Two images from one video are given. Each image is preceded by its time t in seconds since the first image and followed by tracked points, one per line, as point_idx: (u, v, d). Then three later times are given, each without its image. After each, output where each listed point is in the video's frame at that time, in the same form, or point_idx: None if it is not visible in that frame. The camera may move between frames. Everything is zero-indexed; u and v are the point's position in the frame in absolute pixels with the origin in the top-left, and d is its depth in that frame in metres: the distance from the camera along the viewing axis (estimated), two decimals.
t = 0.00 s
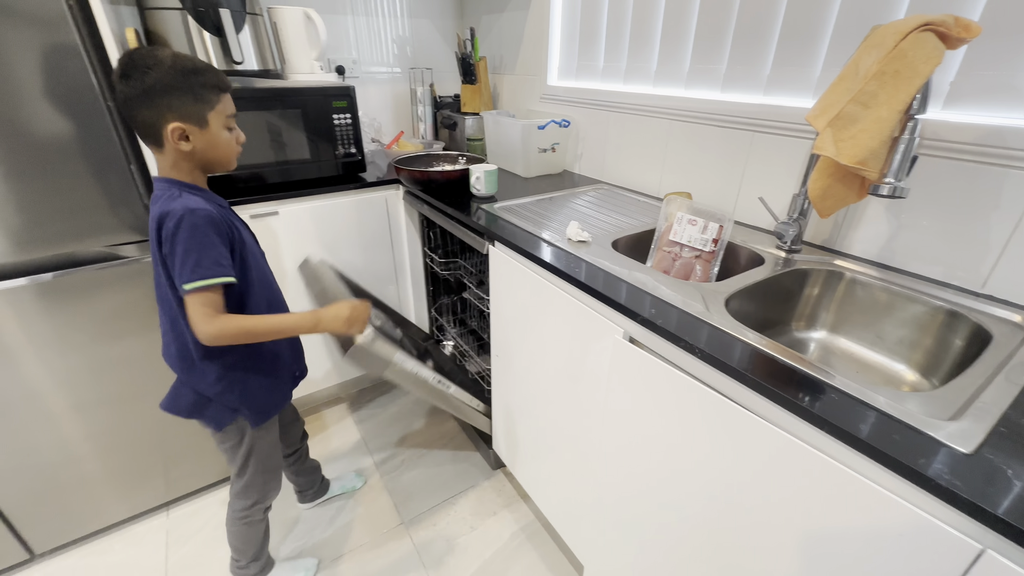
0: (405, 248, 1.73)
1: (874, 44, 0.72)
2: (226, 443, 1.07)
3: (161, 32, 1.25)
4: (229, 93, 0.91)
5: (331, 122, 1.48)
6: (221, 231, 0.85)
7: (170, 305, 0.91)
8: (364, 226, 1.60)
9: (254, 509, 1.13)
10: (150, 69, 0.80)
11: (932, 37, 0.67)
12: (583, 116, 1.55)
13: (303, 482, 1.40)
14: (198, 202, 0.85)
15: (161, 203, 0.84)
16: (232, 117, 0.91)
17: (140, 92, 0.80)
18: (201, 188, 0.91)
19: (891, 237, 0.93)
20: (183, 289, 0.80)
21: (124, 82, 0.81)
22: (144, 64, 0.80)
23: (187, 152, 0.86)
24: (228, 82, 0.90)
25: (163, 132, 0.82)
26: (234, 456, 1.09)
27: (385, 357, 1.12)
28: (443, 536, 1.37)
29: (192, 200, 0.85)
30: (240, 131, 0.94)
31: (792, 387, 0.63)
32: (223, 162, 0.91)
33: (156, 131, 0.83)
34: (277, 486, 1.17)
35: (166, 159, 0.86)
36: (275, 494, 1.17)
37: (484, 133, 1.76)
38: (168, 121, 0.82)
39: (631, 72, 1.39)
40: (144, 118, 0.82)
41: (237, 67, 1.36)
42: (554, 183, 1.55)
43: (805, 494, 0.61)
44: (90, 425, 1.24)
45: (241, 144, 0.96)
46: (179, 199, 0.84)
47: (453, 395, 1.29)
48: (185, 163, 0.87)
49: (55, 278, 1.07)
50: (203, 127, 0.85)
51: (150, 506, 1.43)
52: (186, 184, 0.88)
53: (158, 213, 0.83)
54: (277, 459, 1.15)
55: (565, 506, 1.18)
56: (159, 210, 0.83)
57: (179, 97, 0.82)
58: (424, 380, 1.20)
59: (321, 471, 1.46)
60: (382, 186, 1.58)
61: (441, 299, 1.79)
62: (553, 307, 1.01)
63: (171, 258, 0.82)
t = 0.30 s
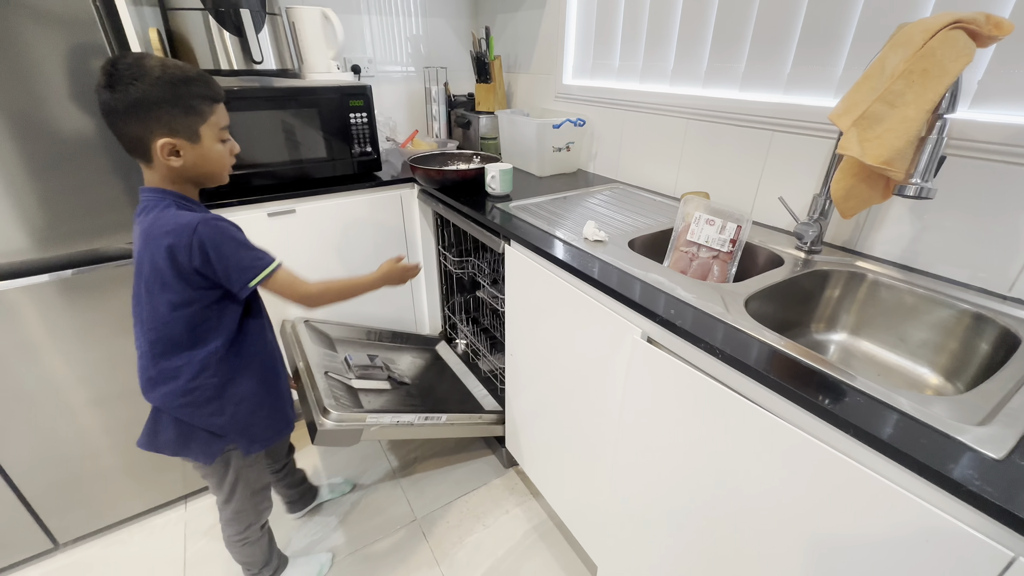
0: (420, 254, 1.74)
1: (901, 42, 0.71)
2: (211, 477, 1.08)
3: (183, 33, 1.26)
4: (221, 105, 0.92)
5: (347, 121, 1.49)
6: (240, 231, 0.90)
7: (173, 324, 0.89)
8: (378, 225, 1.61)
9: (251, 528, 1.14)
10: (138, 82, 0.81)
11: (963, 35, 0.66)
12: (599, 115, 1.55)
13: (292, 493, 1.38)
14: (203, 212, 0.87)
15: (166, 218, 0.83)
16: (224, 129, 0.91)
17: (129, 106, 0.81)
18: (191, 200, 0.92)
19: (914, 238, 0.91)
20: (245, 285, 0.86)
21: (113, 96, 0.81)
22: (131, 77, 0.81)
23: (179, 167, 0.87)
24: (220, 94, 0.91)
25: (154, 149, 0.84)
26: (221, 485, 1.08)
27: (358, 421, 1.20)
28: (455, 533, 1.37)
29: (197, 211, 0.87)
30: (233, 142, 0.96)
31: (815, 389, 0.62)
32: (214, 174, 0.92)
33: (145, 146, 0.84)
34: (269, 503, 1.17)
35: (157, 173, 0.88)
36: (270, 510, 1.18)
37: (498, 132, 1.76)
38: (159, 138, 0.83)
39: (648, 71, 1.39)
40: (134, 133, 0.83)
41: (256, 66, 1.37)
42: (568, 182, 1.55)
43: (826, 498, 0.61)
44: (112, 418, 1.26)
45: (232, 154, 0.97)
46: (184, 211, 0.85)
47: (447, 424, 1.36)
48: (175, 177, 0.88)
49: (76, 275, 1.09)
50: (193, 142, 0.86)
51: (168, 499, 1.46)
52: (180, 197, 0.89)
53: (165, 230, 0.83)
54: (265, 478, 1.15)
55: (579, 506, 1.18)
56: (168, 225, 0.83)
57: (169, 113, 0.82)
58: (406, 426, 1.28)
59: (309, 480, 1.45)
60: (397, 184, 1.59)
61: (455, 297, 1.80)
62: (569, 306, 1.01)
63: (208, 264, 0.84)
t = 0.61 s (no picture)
0: (430, 251, 1.75)
1: (922, 38, 0.70)
2: (231, 464, 1.09)
3: (197, 31, 1.28)
4: (224, 98, 0.93)
5: (358, 118, 1.49)
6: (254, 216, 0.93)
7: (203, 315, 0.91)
8: (389, 222, 1.61)
9: (268, 516, 1.15)
10: (140, 74, 0.81)
11: (986, 29, 0.65)
12: (610, 112, 1.54)
13: (296, 491, 1.39)
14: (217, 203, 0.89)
15: (186, 212, 0.85)
16: (226, 122, 0.92)
17: (130, 98, 0.82)
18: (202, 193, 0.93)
19: (932, 238, 0.90)
20: (272, 265, 0.90)
21: (115, 88, 0.82)
22: (133, 69, 0.82)
23: (181, 160, 0.88)
24: (223, 88, 0.91)
25: (156, 141, 0.84)
26: (241, 472, 1.10)
27: (369, 417, 1.21)
28: (464, 529, 1.38)
29: (212, 203, 0.88)
30: (236, 136, 0.96)
31: (830, 388, 0.61)
32: (217, 167, 0.93)
33: (147, 138, 0.85)
34: (286, 491, 1.18)
35: (159, 165, 0.88)
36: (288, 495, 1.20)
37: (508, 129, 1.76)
38: (161, 131, 0.84)
39: (660, 68, 1.38)
40: (136, 124, 0.84)
41: (268, 64, 1.38)
42: (579, 179, 1.54)
43: (842, 499, 0.60)
44: (126, 412, 1.28)
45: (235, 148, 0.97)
46: (201, 205, 0.87)
47: (457, 421, 1.38)
48: (178, 170, 0.89)
49: (90, 270, 1.11)
50: (195, 135, 0.87)
51: (181, 492, 1.48)
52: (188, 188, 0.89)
53: (187, 223, 0.84)
54: (282, 465, 1.16)
55: (588, 504, 1.18)
56: (189, 218, 0.84)
57: (171, 105, 0.83)
58: (417, 421, 1.29)
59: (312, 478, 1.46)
60: (408, 182, 1.60)
61: (464, 295, 1.81)
62: (580, 304, 1.01)
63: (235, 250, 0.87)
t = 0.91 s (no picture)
0: (435, 250, 1.75)
1: (931, 38, 0.70)
2: (232, 460, 1.10)
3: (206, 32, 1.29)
4: (250, 103, 0.93)
5: (365, 118, 1.50)
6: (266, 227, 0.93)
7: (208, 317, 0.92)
8: (394, 221, 1.62)
9: (269, 512, 1.16)
10: (169, 78, 0.82)
11: (995, 29, 0.65)
12: (615, 111, 1.54)
13: (300, 488, 1.40)
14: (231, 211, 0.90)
15: (199, 218, 0.86)
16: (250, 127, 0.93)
17: (157, 101, 0.82)
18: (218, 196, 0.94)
19: (940, 239, 0.89)
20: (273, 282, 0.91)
21: (143, 89, 0.83)
22: (161, 72, 0.82)
23: (203, 163, 0.89)
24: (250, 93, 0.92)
25: (180, 145, 0.85)
26: (242, 468, 1.11)
27: (374, 416, 1.21)
28: (467, 528, 1.38)
29: (226, 211, 0.89)
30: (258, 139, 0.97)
31: (835, 389, 0.61)
32: (238, 171, 0.94)
33: (173, 140, 0.86)
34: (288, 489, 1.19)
35: (182, 167, 0.89)
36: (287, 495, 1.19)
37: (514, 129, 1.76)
38: (186, 134, 0.85)
39: (666, 68, 1.37)
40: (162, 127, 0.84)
41: (275, 64, 1.39)
42: (583, 179, 1.54)
43: (846, 500, 0.60)
44: (134, 409, 1.29)
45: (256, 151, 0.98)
46: (216, 212, 0.88)
47: (462, 420, 1.38)
48: (200, 172, 0.90)
49: (98, 269, 1.12)
50: (219, 140, 0.88)
51: (187, 489, 1.49)
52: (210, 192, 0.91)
53: (198, 230, 0.85)
54: (284, 463, 1.17)
55: (591, 503, 1.18)
56: (202, 225, 0.85)
57: (197, 110, 0.84)
58: (421, 420, 1.29)
59: (317, 475, 1.47)
60: (413, 181, 1.60)
61: (469, 294, 1.83)
62: (584, 303, 1.01)
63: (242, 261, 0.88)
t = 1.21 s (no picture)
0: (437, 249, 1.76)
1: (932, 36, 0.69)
2: (242, 449, 1.10)
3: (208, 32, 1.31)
4: (251, 100, 0.93)
5: (366, 117, 1.50)
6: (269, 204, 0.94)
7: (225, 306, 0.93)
8: (396, 220, 1.62)
9: (276, 504, 1.16)
10: (168, 75, 0.82)
11: (997, 28, 0.64)
12: (616, 110, 1.54)
13: (304, 484, 1.41)
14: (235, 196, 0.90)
15: (205, 206, 0.86)
16: (250, 124, 0.92)
17: (157, 97, 0.83)
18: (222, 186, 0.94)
19: (942, 238, 0.89)
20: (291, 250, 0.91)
21: (145, 86, 0.84)
22: (162, 69, 0.83)
23: (202, 158, 0.89)
24: (250, 89, 0.92)
25: (178, 139, 0.86)
26: (250, 459, 1.11)
27: (375, 414, 1.22)
28: (469, 526, 1.39)
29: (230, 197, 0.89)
30: (260, 136, 0.97)
31: (836, 389, 0.61)
32: (239, 166, 0.94)
33: (172, 136, 0.87)
34: (295, 482, 1.20)
35: (183, 161, 0.90)
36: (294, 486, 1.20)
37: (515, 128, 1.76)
38: (183, 129, 0.85)
39: (667, 67, 1.37)
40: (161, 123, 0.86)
41: (277, 64, 1.39)
42: (585, 178, 1.54)
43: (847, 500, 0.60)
44: (137, 407, 1.30)
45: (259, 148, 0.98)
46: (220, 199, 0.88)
47: (463, 418, 1.38)
48: (200, 168, 0.91)
49: (101, 267, 1.12)
50: (217, 135, 0.88)
51: (190, 486, 1.49)
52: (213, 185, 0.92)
53: (207, 218, 0.86)
54: (292, 454, 1.17)
55: (592, 502, 1.18)
56: (209, 213, 0.86)
57: (194, 105, 0.84)
58: (422, 418, 1.30)
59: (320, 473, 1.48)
60: (414, 180, 1.60)
61: (470, 294, 1.84)
62: (585, 302, 1.01)
63: (254, 241, 0.88)
